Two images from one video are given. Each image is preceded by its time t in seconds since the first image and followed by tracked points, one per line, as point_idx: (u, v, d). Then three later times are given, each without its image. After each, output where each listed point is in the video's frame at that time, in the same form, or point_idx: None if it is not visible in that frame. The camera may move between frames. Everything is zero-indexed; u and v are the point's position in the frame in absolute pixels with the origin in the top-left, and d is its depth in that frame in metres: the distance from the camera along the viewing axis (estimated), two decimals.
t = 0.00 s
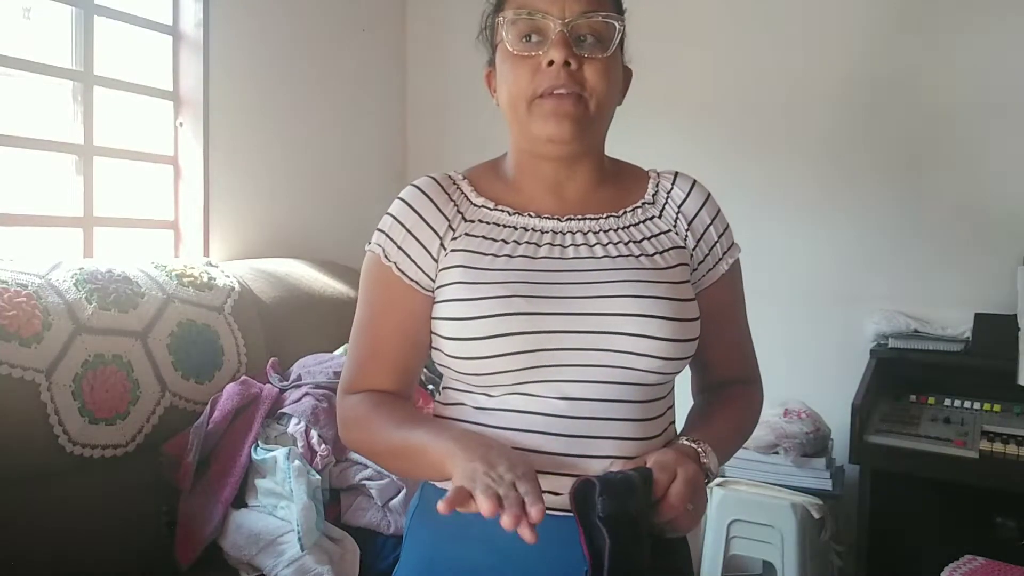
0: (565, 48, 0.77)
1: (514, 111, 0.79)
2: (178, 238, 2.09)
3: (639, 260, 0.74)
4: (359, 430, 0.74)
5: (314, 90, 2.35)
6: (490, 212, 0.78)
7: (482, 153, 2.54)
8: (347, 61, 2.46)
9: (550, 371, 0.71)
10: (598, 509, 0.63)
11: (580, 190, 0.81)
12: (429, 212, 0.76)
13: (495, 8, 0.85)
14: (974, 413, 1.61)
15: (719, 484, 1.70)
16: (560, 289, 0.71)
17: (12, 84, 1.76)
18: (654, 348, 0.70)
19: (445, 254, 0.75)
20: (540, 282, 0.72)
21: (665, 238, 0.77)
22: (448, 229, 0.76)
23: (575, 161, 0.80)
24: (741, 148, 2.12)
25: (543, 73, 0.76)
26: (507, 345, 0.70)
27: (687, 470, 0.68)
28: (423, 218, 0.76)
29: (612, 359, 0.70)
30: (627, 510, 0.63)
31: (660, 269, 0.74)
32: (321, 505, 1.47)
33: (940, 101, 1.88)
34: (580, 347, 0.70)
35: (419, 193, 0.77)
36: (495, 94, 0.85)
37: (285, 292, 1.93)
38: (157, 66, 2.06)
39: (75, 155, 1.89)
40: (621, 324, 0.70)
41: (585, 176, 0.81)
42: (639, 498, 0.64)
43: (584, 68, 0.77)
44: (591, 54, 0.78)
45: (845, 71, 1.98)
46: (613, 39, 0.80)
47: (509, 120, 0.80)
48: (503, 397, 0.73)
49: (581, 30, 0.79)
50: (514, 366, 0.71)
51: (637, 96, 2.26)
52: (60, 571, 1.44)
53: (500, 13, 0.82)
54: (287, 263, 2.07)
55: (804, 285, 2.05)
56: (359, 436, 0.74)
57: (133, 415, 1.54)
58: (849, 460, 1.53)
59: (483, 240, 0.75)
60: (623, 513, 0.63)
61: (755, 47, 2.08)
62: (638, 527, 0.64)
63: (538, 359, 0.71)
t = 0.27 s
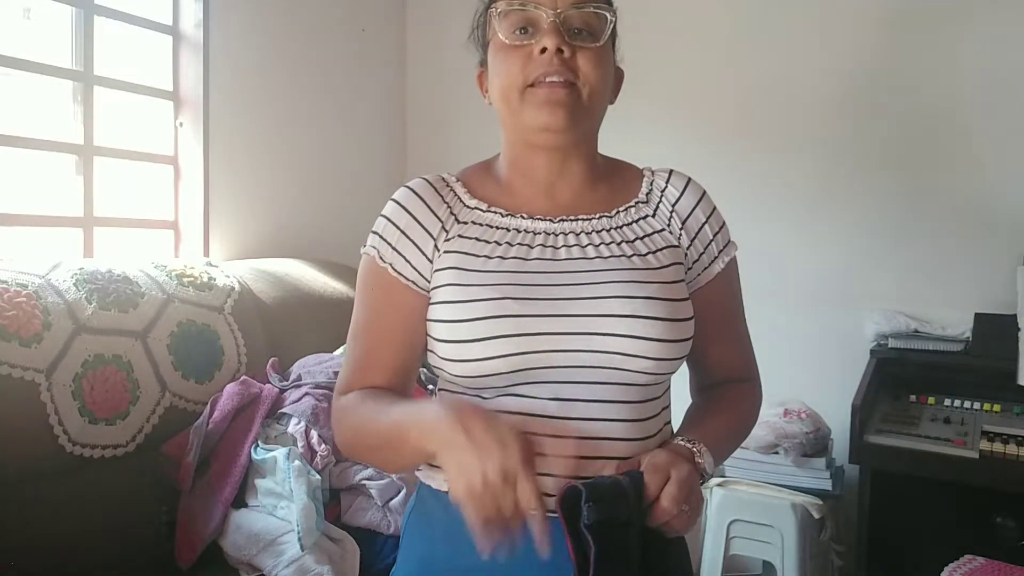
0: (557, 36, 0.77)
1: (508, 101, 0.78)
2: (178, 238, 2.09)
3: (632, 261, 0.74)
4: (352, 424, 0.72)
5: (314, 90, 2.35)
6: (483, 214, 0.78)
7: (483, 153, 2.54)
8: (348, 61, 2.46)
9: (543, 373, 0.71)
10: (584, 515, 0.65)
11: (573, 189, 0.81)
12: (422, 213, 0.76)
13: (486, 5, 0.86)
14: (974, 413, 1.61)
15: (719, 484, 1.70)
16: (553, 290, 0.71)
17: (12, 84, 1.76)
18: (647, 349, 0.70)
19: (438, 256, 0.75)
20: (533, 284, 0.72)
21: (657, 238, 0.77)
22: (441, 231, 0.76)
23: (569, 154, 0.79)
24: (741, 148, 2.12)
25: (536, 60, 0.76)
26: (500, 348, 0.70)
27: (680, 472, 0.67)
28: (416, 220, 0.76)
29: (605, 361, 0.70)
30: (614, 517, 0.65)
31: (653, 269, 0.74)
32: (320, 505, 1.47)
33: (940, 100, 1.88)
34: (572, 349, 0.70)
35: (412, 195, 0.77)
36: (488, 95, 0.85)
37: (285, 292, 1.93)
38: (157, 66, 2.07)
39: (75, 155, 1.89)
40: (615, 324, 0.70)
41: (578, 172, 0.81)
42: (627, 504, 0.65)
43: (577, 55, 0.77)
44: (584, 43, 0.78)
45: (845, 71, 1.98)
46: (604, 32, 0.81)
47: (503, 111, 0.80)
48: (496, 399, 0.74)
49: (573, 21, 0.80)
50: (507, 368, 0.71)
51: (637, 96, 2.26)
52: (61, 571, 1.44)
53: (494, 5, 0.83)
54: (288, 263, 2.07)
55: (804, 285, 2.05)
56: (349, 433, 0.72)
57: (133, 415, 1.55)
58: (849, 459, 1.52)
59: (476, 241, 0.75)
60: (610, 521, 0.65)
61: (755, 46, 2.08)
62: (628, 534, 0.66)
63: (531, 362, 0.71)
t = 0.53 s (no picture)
0: (551, 47, 0.77)
1: (501, 112, 0.79)
2: (178, 238, 2.09)
3: (627, 261, 0.74)
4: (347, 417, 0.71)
5: (314, 90, 2.35)
6: (478, 213, 0.78)
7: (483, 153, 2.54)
8: (348, 61, 2.46)
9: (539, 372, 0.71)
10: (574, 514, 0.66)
11: (565, 193, 0.82)
12: (417, 211, 0.76)
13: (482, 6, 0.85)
14: (974, 413, 1.61)
15: (719, 484, 1.70)
16: (549, 289, 0.71)
17: (12, 84, 1.76)
18: (644, 347, 0.71)
19: (434, 254, 0.75)
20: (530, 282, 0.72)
21: (652, 238, 0.78)
22: (437, 228, 0.76)
23: (561, 163, 0.80)
24: (740, 148, 2.12)
25: (531, 73, 0.76)
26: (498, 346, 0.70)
27: (676, 471, 0.70)
28: (412, 216, 0.75)
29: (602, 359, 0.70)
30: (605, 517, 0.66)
31: (648, 269, 0.74)
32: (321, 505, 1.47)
33: (940, 101, 1.88)
34: (569, 348, 0.70)
35: (408, 192, 0.77)
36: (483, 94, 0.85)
37: (285, 292, 1.93)
38: (157, 66, 2.07)
39: (76, 155, 1.89)
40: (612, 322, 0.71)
41: (571, 178, 0.81)
42: (621, 503, 0.67)
43: (571, 69, 0.77)
44: (578, 56, 0.78)
45: (844, 71, 1.98)
46: (600, 40, 0.80)
47: (497, 121, 0.80)
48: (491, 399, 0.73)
49: (569, 30, 0.79)
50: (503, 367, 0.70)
51: (637, 96, 2.26)
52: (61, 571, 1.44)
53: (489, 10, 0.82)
54: (288, 263, 2.07)
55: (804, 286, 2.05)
56: (360, 434, 0.70)
57: (133, 415, 1.54)
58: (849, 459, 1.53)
59: (471, 240, 0.75)
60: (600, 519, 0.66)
61: (754, 47, 2.08)
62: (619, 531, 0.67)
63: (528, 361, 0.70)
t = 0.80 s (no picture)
0: (558, 44, 0.77)
1: (505, 108, 0.78)
2: (178, 238, 2.09)
3: (623, 262, 0.74)
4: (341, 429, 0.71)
5: (314, 90, 2.35)
6: (472, 214, 0.78)
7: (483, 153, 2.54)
8: (348, 60, 2.46)
9: (535, 374, 0.71)
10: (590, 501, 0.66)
11: (561, 192, 0.82)
12: (408, 213, 0.76)
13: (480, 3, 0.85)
14: (974, 413, 1.61)
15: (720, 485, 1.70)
16: (546, 291, 0.71)
17: (12, 84, 1.76)
18: (641, 348, 0.71)
19: (427, 257, 0.75)
20: (525, 284, 0.72)
21: (647, 238, 0.78)
22: (429, 231, 0.76)
23: (561, 162, 0.80)
24: (740, 148, 2.12)
25: (537, 69, 0.77)
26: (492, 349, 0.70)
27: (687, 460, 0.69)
28: (403, 219, 0.76)
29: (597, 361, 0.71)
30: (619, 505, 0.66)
31: (644, 269, 0.74)
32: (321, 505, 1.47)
33: (940, 100, 1.88)
34: (565, 350, 0.70)
35: (398, 195, 0.77)
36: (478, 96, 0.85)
37: (285, 292, 1.93)
38: (157, 66, 2.07)
39: (76, 155, 1.89)
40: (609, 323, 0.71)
41: (570, 176, 0.81)
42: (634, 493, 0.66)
43: (576, 67, 0.77)
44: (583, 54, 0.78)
45: (844, 71, 1.98)
46: (600, 39, 0.81)
47: (499, 117, 0.79)
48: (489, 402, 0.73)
49: (572, 28, 0.80)
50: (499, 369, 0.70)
51: (637, 96, 2.26)
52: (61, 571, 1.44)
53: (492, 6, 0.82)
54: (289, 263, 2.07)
55: (804, 286, 2.05)
56: (359, 449, 0.70)
57: (134, 415, 1.55)
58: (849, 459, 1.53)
59: (465, 242, 0.75)
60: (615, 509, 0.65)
61: (754, 47, 2.08)
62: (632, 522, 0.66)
63: (526, 363, 0.70)
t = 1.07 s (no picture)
0: (557, 41, 0.77)
1: (502, 104, 0.78)
2: (178, 238, 2.09)
3: (618, 253, 0.74)
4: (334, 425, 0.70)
5: (313, 90, 2.35)
6: (466, 208, 0.78)
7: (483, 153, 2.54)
8: (347, 61, 2.46)
9: (534, 368, 0.71)
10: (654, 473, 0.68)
11: (555, 184, 0.82)
12: (401, 208, 0.76)
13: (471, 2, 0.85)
14: (973, 412, 1.61)
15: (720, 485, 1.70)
16: (542, 284, 0.71)
17: (12, 84, 1.76)
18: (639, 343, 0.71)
19: (422, 252, 0.75)
20: (522, 277, 0.71)
21: (640, 228, 0.78)
22: (423, 225, 0.76)
23: (557, 156, 0.80)
24: (740, 148, 2.12)
25: (539, 66, 0.76)
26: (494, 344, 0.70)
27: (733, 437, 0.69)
28: (396, 213, 0.75)
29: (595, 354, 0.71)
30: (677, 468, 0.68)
31: (640, 261, 0.74)
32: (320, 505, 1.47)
33: (940, 100, 1.88)
34: (564, 344, 0.70)
35: (390, 190, 0.76)
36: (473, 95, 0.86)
37: (285, 292, 1.93)
38: (157, 66, 2.07)
39: (76, 155, 1.89)
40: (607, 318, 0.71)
41: (564, 169, 0.82)
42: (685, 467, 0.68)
43: (576, 64, 0.77)
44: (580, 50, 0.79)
45: (844, 70, 1.98)
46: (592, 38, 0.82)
47: (497, 113, 0.79)
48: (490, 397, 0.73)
49: (569, 26, 0.80)
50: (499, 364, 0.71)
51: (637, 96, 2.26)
52: (62, 571, 1.44)
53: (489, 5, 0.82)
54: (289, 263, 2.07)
55: (804, 285, 2.05)
56: (352, 446, 0.69)
57: (134, 415, 1.54)
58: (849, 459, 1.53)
59: (460, 236, 0.75)
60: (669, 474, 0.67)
61: (754, 46, 2.08)
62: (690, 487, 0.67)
63: (525, 358, 0.70)
